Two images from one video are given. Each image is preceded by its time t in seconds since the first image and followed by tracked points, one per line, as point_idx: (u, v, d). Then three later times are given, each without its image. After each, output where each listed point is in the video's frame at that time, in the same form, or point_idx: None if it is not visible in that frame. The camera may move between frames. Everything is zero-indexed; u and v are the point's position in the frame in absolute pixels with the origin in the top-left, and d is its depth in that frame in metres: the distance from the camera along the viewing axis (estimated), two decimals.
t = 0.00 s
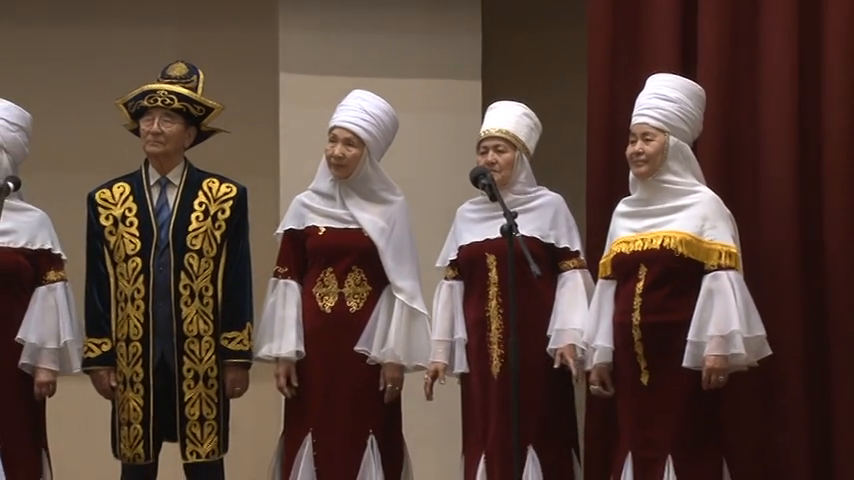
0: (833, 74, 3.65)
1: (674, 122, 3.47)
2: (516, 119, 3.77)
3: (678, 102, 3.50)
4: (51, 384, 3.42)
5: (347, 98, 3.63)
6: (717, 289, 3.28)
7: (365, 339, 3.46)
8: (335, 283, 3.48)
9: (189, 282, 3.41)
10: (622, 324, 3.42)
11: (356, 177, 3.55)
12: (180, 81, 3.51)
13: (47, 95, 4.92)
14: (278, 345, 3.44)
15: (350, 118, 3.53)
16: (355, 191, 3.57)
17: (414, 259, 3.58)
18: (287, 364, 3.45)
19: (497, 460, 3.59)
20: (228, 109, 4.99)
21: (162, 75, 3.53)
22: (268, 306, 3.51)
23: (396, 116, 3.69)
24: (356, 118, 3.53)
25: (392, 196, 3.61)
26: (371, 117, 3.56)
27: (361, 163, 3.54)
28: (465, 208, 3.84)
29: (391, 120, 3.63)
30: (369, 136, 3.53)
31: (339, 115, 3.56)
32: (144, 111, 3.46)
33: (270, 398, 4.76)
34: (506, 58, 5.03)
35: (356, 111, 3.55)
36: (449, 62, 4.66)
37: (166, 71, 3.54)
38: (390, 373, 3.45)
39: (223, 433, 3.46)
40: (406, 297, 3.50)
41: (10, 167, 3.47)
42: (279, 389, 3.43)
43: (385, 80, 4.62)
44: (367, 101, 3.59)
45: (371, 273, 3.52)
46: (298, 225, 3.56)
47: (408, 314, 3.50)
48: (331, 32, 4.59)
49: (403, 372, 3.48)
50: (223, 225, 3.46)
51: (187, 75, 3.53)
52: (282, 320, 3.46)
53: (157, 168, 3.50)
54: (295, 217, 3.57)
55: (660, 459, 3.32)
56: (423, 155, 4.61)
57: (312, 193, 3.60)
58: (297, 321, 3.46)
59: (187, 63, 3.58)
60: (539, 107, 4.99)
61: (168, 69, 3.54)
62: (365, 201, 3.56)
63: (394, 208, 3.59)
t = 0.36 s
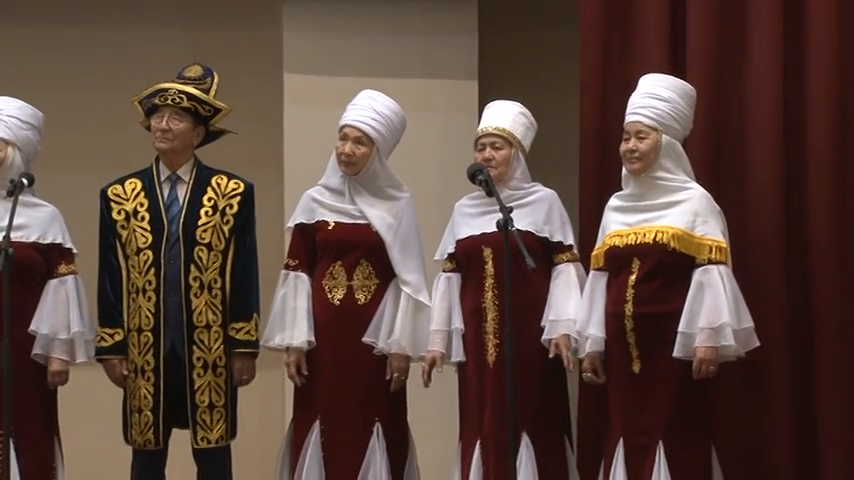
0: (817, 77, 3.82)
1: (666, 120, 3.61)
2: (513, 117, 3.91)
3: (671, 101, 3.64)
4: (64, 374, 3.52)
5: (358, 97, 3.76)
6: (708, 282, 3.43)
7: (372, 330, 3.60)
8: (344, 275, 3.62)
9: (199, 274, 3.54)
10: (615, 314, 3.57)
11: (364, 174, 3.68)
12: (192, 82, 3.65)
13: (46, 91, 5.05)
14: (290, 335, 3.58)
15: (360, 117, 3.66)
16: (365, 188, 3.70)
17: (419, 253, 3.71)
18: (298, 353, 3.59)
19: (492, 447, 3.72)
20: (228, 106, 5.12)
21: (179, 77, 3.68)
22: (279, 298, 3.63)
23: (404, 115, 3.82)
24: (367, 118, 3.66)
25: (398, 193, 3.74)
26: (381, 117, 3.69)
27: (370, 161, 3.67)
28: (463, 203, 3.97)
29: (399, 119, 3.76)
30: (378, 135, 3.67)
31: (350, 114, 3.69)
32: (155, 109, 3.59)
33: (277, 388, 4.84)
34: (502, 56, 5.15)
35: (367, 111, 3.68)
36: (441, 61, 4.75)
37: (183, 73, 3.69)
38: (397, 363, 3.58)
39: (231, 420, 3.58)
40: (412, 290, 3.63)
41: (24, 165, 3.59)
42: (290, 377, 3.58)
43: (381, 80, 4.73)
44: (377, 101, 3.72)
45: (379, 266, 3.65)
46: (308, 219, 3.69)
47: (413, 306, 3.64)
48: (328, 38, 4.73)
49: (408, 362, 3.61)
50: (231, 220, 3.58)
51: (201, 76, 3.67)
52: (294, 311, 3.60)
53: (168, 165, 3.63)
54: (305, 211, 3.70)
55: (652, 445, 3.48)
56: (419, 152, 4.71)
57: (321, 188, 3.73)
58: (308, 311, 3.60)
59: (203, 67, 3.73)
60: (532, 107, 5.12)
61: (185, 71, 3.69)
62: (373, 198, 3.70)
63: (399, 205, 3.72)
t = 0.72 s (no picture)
0: (805, 80, 3.96)
1: (659, 120, 3.75)
2: (512, 118, 4.05)
3: (662, 101, 3.78)
4: (84, 362, 3.67)
5: (366, 99, 3.90)
6: (701, 276, 3.56)
7: (377, 323, 3.74)
8: (350, 270, 3.76)
9: (209, 268, 3.67)
10: (610, 307, 3.71)
11: (369, 172, 3.82)
12: (203, 83, 3.79)
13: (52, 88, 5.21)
14: (298, 327, 3.72)
15: (366, 117, 3.80)
16: (370, 186, 3.84)
17: (423, 248, 3.84)
18: (306, 345, 3.73)
19: (489, 435, 3.84)
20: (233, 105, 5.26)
21: (196, 78, 3.83)
22: (288, 291, 3.77)
23: (409, 116, 3.96)
24: (373, 118, 3.80)
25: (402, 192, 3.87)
26: (386, 118, 3.82)
27: (376, 160, 3.81)
28: (465, 200, 4.10)
29: (404, 120, 3.90)
30: (383, 135, 3.80)
31: (357, 114, 3.83)
32: (166, 110, 3.74)
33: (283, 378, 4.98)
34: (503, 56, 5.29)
35: (373, 111, 3.82)
36: (441, 62, 4.88)
37: (200, 75, 3.84)
38: (402, 355, 3.71)
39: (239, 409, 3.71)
40: (416, 285, 3.77)
41: (45, 161, 3.80)
42: (298, 368, 3.72)
43: (383, 80, 4.87)
44: (383, 103, 3.86)
45: (385, 262, 3.79)
46: (316, 216, 3.82)
47: (417, 299, 3.77)
48: (331, 40, 4.86)
49: (413, 354, 3.74)
50: (240, 216, 3.71)
51: (216, 77, 3.82)
52: (303, 303, 3.74)
53: (179, 163, 3.76)
54: (313, 208, 3.84)
55: (645, 433, 3.63)
56: (420, 150, 4.84)
57: (329, 185, 3.87)
58: (315, 304, 3.73)
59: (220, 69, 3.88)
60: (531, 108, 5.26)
61: (201, 73, 3.84)
62: (378, 195, 3.84)
63: (404, 202, 3.86)
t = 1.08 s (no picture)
0: (795, 86, 4.12)
1: (649, 119, 3.89)
2: (513, 117, 4.18)
3: (652, 100, 3.92)
4: (112, 353, 3.84)
5: (365, 99, 4.03)
6: (692, 268, 3.69)
7: (377, 316, 3.86)
8: (351, 265, 3.90)
9: (219, 263, 3.80)
10: (606, 300, 3.84)
11: (368, 170, 3.95)
12: (216, 84, 3.91)
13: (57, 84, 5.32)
14: (303, 321, 3.86)
15: (363, 117, 3.93)
16: (369, 183, 3.98)
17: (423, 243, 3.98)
18: (311, 337, 3.86)
19: (488, 424, 3.98)
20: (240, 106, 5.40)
21: (210, 78, 3.96)
22: (293, 286, 3.92)
23: (407, 115, 4.09)
24: (370, 118, 3.93)
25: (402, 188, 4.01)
26: (383, 117, 3.95)
27: (374, 157, 3.94)
28: (470, 197, 4.24)
29: (401, 119, 4.03)
30: (381, 133, 3.93)
31: (355, 114, 3.96)
32: (180, 110, 3.88)
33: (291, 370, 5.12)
34: (504, 56, 5.41)
35: (370, 111, 3.95)
36: (443, 63, 5.02)
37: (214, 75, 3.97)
38: (400, 346, 3.83)
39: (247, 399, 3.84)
40: (415, 278, 3.89)
41: (70, 160, 3.96)
42: (304, 360, 3.86)
43: (387, 81, 5.01)
44: (380, 103, 3.99)
45: (385, 257, 3.92)
46: (319, 213, 3.97)
47: (417, 292, 3.90)
48: (335, 43, 5.00)
49: (413, 345, 3.87)
50: (250, 213, 3.85)
51: (229, 78, 3.94)
52: (307, 298, 3.88)
53: (193, 160, 3.91)
54: (317, 206, 3.99)
55: (641, 422, 3.76)
56: (423, 149, 4.98)
57: (332, 184, 4.01)
58: (319, 297, 3.88)
59: (234, 69, 4.00)
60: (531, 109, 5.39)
61: (216, 74, 3.96)
62: (377, 192, 3.98)
63: (403, 198, 3.99)
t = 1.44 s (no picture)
0: (787, 95, 4.28)
1: (643, 117, 4.04)
2: (517, 115, 4.32)
3: (645, 99, 4.07)
4: (132, 342, 3.97)
5: (363, 98, 4.16)
6: (686, 259, 3.84)
7: (379, 306, 4.00)
8: (355, 258, 4.05)
9: (233, 256, 3.95)
10: (605, 292, 3.99)
11: (368, 167, 4.09)
12: (231, 83, 4.08)
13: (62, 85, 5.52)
14: (309, 313, 4.01)
15: (360, 115, 4.07)
16: (369, 177, 4.12)
17: (425, 236, 4.10)
18: (318, 329, 4.02)
19: (491, 411, 4.14)
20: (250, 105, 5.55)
21: (227, 78, 4.12)
22: (302, 280, 4.08)
23: (404, 113, 4.22)
24: (367, 116, 4.06)
25: (402, 181, 4.13)
26: (381, 115, 4.09)
27: (373, 153, 4.08)
28: (478, 192, 4.39)
29: (398, 117, 4.15)
30: (379, 130, 4.07)
31: (353, 113, 4.10)
32: (197, 108, 4.03)
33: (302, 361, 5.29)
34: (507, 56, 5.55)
35: (367, 110, 4.09)
36: (448, 63, 5.16)
37: (231, 75, 4.14)
38: (402, 334, 3.97)
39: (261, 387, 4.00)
40: (417, 267, 4.02)
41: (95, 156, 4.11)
42: (311, 351, 4.02)
43: (393, 81, 5.15)
44: (377, 101, 4.12)
45: (388, 249, 4.06)
46: (324, 210, 4.12)
47: (418, 282, 4.02)
48: (343, 44, 5.14)
49: (415, 333, 4.00)
50: (263, 207, 4.00)
51: (245, 77, 4.11)
52: (314, 291, 4.03)
53: (210, 157, 4.06)
54: (321, 203, 4.13)
55: (639, 410, 3.91)
56: (428, 147, 5.13)
57: (336, 182, 4.15)
58: (325, 290, 4.03)
59: (250, 69, 4.17)
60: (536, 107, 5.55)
61: (233, 74, 4.14)
62: (377, 187, 4.11)
63: (405, 191, 4.11)
